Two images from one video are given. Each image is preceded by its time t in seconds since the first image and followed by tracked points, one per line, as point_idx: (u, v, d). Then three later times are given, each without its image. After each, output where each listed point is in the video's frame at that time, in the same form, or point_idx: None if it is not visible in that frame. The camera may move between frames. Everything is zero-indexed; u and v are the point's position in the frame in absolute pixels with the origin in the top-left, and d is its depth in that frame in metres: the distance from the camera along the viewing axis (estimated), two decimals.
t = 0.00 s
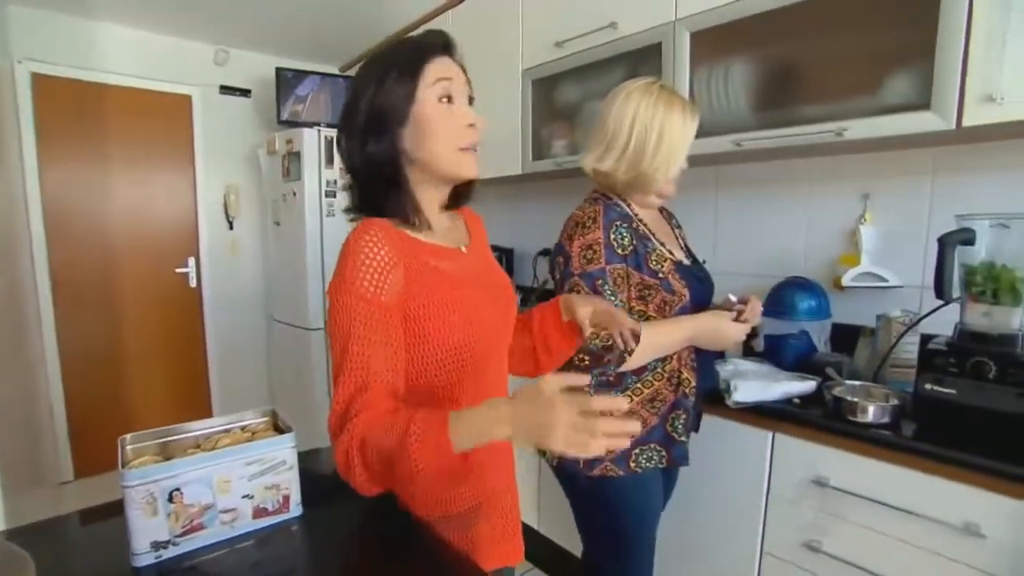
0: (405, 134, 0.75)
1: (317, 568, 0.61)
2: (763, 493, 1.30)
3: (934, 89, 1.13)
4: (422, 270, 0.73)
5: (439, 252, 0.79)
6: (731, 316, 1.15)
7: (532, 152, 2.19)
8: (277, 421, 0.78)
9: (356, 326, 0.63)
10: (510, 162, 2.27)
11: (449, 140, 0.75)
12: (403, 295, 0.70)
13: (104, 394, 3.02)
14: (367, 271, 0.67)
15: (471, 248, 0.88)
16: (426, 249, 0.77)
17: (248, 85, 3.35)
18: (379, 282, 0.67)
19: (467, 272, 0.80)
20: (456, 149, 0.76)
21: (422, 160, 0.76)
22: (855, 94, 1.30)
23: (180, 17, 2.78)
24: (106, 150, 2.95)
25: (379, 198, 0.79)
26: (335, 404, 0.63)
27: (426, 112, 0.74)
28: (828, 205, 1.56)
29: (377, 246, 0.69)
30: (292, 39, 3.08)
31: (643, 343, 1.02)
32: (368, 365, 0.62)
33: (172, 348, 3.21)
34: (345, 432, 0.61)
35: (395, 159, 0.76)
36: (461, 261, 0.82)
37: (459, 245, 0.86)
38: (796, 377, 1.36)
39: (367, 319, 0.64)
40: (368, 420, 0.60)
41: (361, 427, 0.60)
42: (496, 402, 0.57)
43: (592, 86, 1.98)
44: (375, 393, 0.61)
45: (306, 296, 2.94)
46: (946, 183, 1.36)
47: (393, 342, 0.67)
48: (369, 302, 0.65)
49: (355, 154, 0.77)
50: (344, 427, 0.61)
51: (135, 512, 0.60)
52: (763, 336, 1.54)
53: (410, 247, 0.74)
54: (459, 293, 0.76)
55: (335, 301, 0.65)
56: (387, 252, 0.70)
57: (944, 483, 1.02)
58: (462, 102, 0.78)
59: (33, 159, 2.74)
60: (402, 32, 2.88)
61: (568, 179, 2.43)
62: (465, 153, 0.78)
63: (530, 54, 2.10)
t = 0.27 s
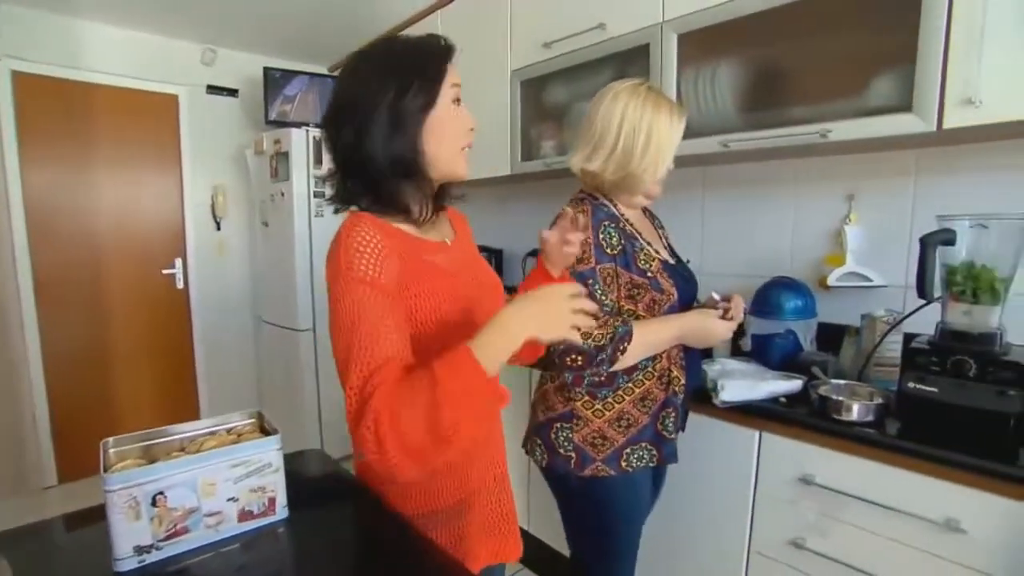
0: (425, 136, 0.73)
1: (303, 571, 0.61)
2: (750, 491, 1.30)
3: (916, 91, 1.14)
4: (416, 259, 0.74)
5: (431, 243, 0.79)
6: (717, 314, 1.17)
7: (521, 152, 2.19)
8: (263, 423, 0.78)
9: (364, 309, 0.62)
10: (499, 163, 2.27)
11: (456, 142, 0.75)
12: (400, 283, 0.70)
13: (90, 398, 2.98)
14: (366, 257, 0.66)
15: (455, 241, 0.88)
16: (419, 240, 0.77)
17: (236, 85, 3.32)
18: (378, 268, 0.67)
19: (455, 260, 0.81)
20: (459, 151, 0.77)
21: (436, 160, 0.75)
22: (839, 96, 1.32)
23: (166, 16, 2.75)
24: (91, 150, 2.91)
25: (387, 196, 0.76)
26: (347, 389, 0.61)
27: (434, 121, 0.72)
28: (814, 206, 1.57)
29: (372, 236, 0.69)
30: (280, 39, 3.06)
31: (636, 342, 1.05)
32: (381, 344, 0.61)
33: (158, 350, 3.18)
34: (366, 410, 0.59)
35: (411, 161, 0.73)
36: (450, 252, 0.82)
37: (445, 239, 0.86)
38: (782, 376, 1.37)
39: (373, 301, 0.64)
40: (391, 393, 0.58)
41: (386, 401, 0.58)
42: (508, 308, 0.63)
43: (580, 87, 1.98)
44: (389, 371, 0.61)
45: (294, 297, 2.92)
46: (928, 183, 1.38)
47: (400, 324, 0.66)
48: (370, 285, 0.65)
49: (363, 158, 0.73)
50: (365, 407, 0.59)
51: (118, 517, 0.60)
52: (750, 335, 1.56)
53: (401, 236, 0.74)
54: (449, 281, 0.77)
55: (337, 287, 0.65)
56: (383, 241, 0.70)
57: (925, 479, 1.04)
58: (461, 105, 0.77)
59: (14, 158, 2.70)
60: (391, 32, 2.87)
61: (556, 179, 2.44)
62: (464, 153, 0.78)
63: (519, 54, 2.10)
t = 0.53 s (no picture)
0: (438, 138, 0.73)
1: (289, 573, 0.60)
2: (739, 488, 1.31)
3: (899, 93, 1.16)
4: (420, 258, 0.75)
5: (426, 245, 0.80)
6: (707, 312, 1.17)
7: (510, 153, 2.19)
8: (250, 424, 0.77)
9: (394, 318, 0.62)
10: (488, 163, 2.27)
11: (458, 146, 0.76)
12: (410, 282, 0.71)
13: (76, 400, 2.95)
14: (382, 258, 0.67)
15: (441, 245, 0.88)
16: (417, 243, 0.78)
17: (224, 84, 3.30)
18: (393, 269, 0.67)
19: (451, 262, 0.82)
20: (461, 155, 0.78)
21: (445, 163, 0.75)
22: (825, 98, 1.33)
23: (154, 14, 2.72)
24: (76, 150, 2.88)
25: (392, 194, 0.75)
26: (392, 399, 0.61)
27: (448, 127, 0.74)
28: (801, 205, 1.59)
29: (382, 240, 0.69)
30: (269, 38, 3.05)
31: (631, 342, 1.05)
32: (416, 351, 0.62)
33: (145, 351, 3.14)
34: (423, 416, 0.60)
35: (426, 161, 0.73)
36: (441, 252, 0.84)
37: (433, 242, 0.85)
38: (770, 374, 1.38)
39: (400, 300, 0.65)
40: (445, 395, 0.60)
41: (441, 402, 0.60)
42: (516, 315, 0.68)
43: (569, 87, 1.99)
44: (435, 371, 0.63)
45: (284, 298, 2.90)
46: (912, 184, 1.39)
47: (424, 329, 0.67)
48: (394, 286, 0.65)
49: (378, 156, 0.71)
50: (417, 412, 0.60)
51: (101, 521, 0.59)
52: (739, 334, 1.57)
53: (405, 243, 0.74)
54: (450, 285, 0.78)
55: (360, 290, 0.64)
56: (391, 243, 0.70)
57: (911, 475, 1.05)
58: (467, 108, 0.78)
59: None
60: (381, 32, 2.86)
61: (546, 180, 2.44)
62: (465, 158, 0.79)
63: (509, 54, 2.10)
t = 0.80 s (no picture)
0: (416, 143, 0.72)
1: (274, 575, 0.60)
2: (726, 486, 1.32)
3: (882, 94, 1.17)
4: (416, 266, 0.75)
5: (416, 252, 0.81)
6: (695, 312, 1.18)
7: (499, 153, 2.19)
8: (235, 425, 0.77)
9: (401, 334, 0.64)
10: (477, 163, 2.27)
11: (440, 152, 0.75)
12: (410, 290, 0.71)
13: (60, 403, 2.91)
14: (386, 268, 0.67)
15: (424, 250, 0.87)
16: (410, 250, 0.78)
17: (211, 83, 3.27)
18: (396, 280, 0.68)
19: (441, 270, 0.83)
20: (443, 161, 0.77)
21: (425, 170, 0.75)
22: (809, 99, 1.34)
23: (139, 12, 2.69)
24: (59, 149, 2.84)
25: (371, 198, 0.75)
26: (399, 413, 0.63)
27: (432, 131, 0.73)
28: (787, 205, 1.60)
29: (384, 249, 0.69)
30: (257, 37, 3.03)
31: (618, 342, 1.06)
32: (421, 366, 0.64)
33: (130, 353, 3.11)
34: (431, 430, 0.63)
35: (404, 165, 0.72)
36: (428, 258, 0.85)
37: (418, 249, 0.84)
38: (756, 373, 1.39)
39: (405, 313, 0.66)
40: (450, 412, 0.63)
41: (449, 417, 0.63)
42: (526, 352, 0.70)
43: (557, 87, 1.99)
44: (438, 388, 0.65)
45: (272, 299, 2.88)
46: (895, 183, 1.41)
47: (425, 342, 0.68)
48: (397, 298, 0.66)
49: (358, 160, 0.72)
50: (426, 426, 0.63)
51: (82, 525, 0.58)
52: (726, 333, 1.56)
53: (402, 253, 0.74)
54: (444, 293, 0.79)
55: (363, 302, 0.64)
56: (392, 251, 0.70)
57: (894, 472, 1.06)
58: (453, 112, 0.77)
59: None
60: (369, 32, 2.85)
61: (534, 180, 2.44)
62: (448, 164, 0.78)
63: (497, 54, 2.10)
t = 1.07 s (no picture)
0: (356, 139, 0.78)
1: None
2: (715, 485, 1.33)
3: (866, 96, 1.18)
4: (385, 265, 0.76)
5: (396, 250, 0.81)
6: (684, 312, 1.18)
7: (489, 153, 2.19)
8: (222, 427, 0.76)
9: (348, 333, 0.65)
10: (467, 163, 2.26)
11: (391, 144, 0.77)
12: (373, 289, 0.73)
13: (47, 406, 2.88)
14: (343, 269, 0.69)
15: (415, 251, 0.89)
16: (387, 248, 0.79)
17: (199, 83, 3.24)
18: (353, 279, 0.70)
19: (423, 270, 0.85)
20: (397, 153, 0.78)
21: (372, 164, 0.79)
22: (796, 100, 1.35)
23: (126, 11, 2.67)
24: (43, 149, 2.80)
25: (331, 194, 0.82)
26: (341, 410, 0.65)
27: (374, 126, 0.77)
28: (774, 205, 1.61)
29: (345, 248, 0.71)
30: (245, 36, 3.01)
31: (606, 342, 1.06)
32: (367, 366, 0.66)
33: (117, 355, 3.07)
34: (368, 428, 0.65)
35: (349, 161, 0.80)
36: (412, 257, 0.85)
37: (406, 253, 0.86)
38: (745, 372, 1.40)
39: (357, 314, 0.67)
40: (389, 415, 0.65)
41: (388, 418, 0.65)
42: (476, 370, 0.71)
43: (547, 88, 2.00)
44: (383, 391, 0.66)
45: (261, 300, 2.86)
46: (880, 184, 1.43)
47: (380, 341, 0.70)
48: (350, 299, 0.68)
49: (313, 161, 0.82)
50: (363, 424, 0.65)
51: (63, 529, 0.58)
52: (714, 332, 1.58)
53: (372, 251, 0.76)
54: (419, 295, 0.81)
55: (317, 299, 0.66)
56: (355, 251, 0.72)
57: (877, 468, 1.08)
58: (414, 109, 0.80)
59: None
60: (358, 31, 2.84)
61: (524, 180, 2.44)
62: (407, 158, 0.79)
63: (487, 54, 2.10)
